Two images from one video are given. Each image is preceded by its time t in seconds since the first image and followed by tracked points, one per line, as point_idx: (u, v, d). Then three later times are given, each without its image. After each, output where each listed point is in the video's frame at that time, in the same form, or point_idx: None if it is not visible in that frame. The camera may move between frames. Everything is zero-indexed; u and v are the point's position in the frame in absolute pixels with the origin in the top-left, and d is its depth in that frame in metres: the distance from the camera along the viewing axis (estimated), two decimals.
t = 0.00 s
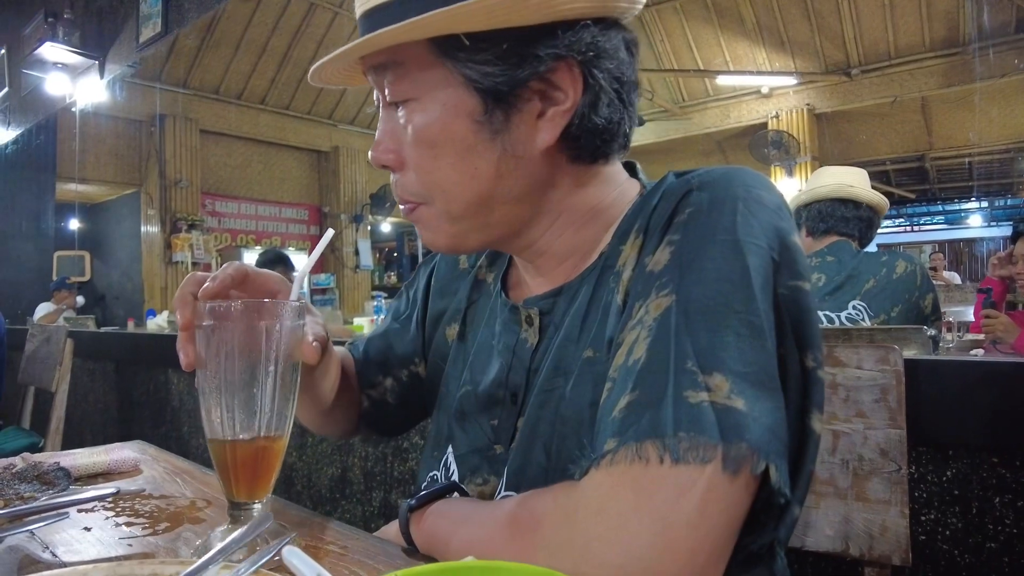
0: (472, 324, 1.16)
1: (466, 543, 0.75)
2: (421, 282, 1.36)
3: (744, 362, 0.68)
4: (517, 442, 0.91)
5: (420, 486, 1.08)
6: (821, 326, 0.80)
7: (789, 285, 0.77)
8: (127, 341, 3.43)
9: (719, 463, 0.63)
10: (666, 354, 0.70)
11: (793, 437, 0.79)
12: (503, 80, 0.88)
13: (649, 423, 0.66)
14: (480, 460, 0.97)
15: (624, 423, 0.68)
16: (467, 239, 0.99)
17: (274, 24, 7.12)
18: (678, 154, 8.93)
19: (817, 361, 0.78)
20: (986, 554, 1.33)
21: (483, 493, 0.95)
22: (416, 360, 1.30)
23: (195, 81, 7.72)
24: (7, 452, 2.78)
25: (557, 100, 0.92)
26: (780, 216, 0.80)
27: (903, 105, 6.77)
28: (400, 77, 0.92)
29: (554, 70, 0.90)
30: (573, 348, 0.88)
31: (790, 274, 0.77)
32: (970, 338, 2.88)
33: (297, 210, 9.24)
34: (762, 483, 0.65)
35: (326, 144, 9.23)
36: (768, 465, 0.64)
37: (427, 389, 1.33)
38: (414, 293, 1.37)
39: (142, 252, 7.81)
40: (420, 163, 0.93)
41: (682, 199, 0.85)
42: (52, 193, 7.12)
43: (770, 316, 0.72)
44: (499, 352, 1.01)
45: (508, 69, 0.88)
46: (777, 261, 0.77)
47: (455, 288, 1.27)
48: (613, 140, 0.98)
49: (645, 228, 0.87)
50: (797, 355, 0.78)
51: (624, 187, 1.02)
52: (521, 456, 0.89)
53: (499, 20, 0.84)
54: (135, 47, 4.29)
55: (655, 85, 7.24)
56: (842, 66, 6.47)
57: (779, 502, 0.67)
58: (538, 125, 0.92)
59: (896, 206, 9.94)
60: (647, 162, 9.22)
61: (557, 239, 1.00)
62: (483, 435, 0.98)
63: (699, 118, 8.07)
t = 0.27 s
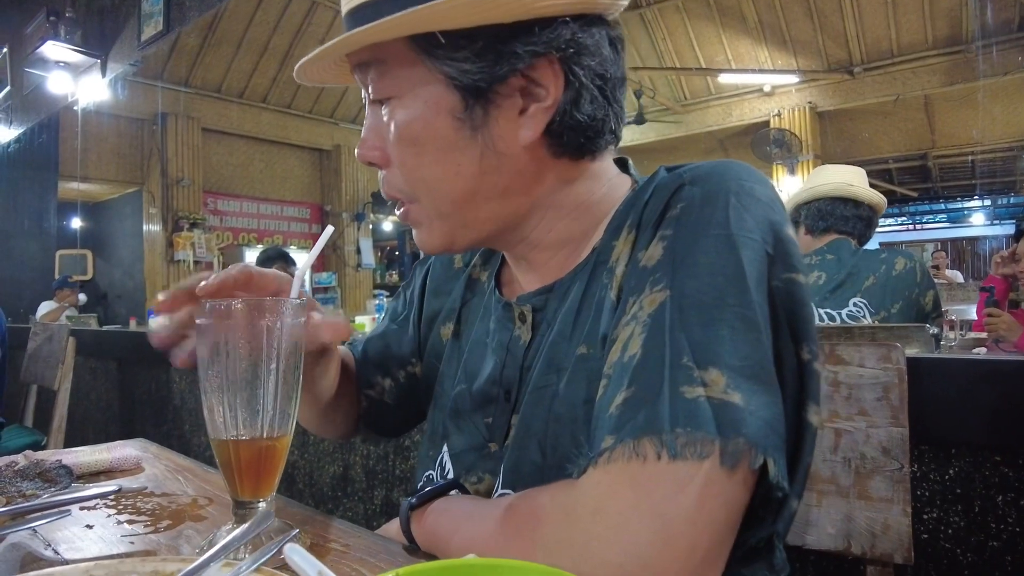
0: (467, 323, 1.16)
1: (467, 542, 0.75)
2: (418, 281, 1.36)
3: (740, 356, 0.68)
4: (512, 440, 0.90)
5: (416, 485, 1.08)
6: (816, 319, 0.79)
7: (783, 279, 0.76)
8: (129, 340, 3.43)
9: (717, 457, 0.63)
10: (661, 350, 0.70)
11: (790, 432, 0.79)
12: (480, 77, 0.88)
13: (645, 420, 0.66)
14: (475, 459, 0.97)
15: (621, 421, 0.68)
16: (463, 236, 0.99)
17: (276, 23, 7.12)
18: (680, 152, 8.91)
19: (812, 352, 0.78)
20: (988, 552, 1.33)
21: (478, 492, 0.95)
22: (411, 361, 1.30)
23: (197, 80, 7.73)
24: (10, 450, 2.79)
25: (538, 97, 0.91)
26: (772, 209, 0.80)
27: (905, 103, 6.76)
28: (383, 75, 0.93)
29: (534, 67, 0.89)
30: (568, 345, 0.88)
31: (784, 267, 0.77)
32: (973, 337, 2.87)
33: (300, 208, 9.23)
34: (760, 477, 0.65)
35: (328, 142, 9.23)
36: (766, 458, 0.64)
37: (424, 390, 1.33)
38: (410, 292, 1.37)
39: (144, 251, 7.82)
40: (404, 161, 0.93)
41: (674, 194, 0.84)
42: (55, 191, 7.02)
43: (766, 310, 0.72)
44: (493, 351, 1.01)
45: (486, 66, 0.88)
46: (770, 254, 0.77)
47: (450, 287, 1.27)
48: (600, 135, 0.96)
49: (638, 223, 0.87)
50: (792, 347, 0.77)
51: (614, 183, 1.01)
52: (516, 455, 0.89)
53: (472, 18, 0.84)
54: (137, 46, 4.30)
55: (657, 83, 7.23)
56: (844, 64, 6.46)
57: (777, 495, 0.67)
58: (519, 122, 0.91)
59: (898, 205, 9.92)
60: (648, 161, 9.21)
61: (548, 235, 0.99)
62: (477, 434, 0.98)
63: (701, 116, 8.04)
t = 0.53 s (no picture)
0: (460, 324, 1.16)
1: (467, 542, 0.75)
2: (412, 282, 1.36)
3: (732, 350, 0.68)
4: (506, 438, 0.91)
5: (412, 487, 1.07)
6: (806, 312, 0.80)
7: (771, 273, 0.77)
8: (131, 337, 3.44)
9: (712, 453, 0.64)
10: (654, 346, 0.70)
11: (783, 423, 0.79)
12: (463, 69, 0.88)
13: (640, 416, 0.66)
14: (470, 458, 0.97)
15: (616, 419, 0.68)
16: (459, 231, 0.99)
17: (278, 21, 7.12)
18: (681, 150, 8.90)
19: (803, 345, 0.78)
20: (990, 551, 1.33)
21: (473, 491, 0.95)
22: (407, 363, 1.31)
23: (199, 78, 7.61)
24: (13, 448, 2.80)
25: (522, 93, 0.92)
26: (761, 203, 0.80)
27: (907, 101, 6.74)
28: (366, 70, 0.94)
29: (517, 61, 0.90)
30: (560, 343, 0.88)
31: (774, 260, 0.77)
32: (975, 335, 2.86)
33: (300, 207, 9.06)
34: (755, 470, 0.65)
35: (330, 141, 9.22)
36: (761, 451, 0.64)
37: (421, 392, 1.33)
38: (404, 293, 1.38)
39: (146, 250, 7.83)
40: (388, 156, 0.93)
41: (662, 189, 0.84)
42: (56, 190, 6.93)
43: (756, 303, 0.72)
44: (486, 350, 1.01)
45: (469, 60, 0.88)
46: (760, 247, 0.77)
47: (443, 287, 1.27)
48: (584, 134, 0.97)
49: (627, 219, 0.86)
50: (783, 341, 0.78)
51: (600, 179, 1.00)
52: (511, 453, 0.89)
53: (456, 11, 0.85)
54: (139, 43, 4.29)
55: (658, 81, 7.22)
56: (847, 62, 6.44)
57: (772, 488, 0.68)
58: (502, 117, 0.91)
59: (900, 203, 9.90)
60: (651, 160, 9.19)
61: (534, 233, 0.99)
62: (471, 434, 0.98)
63: (703, 114, 8.02)
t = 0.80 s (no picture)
0: (455, 323, 1.16)
1: (466, 541, 0.75)
2: (408, 281, 1.36)
3: (728, 348, 0.68)
4: (503, 437, 0.91)
5: (410, 486, 1.07)
6: (800, 309, 0.80)
7: (765, 270, 0.77)
8: (132, 337, 3.44)
9: (709, 450, 0.64)
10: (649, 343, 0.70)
11: (780, 419, 0.79)
12: (456, 69, 0.89)
13: (638, 413, 0.67)
14: (467, 457, 0.97)
15: (613, 417, 0.68)
16: (455, 230, 0.99)
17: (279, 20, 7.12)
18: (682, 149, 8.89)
19: (798, 342, 0.79)
20: (990, 551, 1.33)
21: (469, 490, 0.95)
22: (404, 361, 1.31)
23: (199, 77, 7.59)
24: (15, 447, 2.80)
25: (514, 94, 0.92)
26: (754, 201, 0.80)
27: (908, 100, 6.74)
28: (358, 67, 0.94)
29: (511, 63, 0.90)
30: (556, 342, 0.88)
31: (768, 258, 0.78)
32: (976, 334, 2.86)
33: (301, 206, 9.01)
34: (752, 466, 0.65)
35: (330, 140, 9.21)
36: (758, 448, 0.65)
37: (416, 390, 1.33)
38: (399, 291, 1.38)
39: (147, 249, 7.83)
40: (378, 151, 0.93)
41: (656, 187, 0.84)
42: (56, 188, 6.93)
43: (751, 301, 0.72)
44: (482, 350, 1.01)
45: (463, 59, 0.88)
46: (754, 245, 0.77)
47: (439, 287, 1.27)
48: (576, 136, 0.97)
49: (621, 218, 0.86)
50: (778, 338, 0.78)
51: (593, 180, 1.01)
52: (509, 452, 0.89)
53: (449, 10, 0.85)
54: (140, 42, 4.29)
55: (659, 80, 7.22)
56: (848, 61, 6.44)
57: (769, 484, 0.68)
58: (495, 117, 0.91)
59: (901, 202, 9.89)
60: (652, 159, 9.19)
61: (527, 232, 0.99)
62: (467, 434, 0.98)
63: (703, 113, 8.01)
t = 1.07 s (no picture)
0: (454, 322, 1.16)
1: (465, 542, 0.75)
2: (405, 276, 1.36)
3: (728, 347, 0.68)
4: (503, 435, 0.91)
5: (411, 485, 1.08)
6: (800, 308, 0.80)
7: (765, 269, 0.77)
8: (133, 336, 3.44)
9: (710, 449, 0.64)
10: (649, 342, 0.70)
11: (780, 418, 0.80)
12: (455, 71, 0.88)
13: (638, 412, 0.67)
14: (466, 456, 0.97)
15: (614, 416, 0.68)
16: (455, 231, 0.99)
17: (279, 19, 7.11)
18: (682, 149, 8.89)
19: (799, 341, 0.79)
20: (990, 550, 1.33)
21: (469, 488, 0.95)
22: (402, 358, 1.32)
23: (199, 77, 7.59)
24: (15, 446, 2.80)
25: (511, 95, 0.92)
26: (754, 200, 0.80)
27: (908, 100, 6.74)
28: (354, 71, 0.93)
29: (509, 63, 0.91)
30: (556, 341, 0.88)
31: (768, 257, 0.78)
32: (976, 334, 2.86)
33: (301, 205, 9.00)
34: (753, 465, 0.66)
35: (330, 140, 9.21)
36: (759, 447, 0.65)
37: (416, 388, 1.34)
38: (397, 289, 1.38)
39: (147, 249, 7.83)
40: (377, 156, 0.93)
41: (656, 186, 0.84)
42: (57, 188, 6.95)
43: (751, 299, 0.72)
44: (482, 349, 1.01)
45: (461, 62, 0.88)
46: (754, 244, 0.77)
47: (437, 285, 1.27)
48: (573, 135, 0.97)
49: (620, 217, 0.86)
50: (778, 337, 0.78)
51: (593, 179, 1.01)
52: (509, 451, 0.89)
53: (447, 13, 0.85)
54: (140, 42, 4.29)
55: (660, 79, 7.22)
56: (848, 61, 6.44)
57: (771, 482, 0.68)
58: (493, 119, 0.92)
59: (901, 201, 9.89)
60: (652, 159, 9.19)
61: (527, 232, 0.99)
62: (468, 433, 0.98)
63: (703, 113, 8.01)
